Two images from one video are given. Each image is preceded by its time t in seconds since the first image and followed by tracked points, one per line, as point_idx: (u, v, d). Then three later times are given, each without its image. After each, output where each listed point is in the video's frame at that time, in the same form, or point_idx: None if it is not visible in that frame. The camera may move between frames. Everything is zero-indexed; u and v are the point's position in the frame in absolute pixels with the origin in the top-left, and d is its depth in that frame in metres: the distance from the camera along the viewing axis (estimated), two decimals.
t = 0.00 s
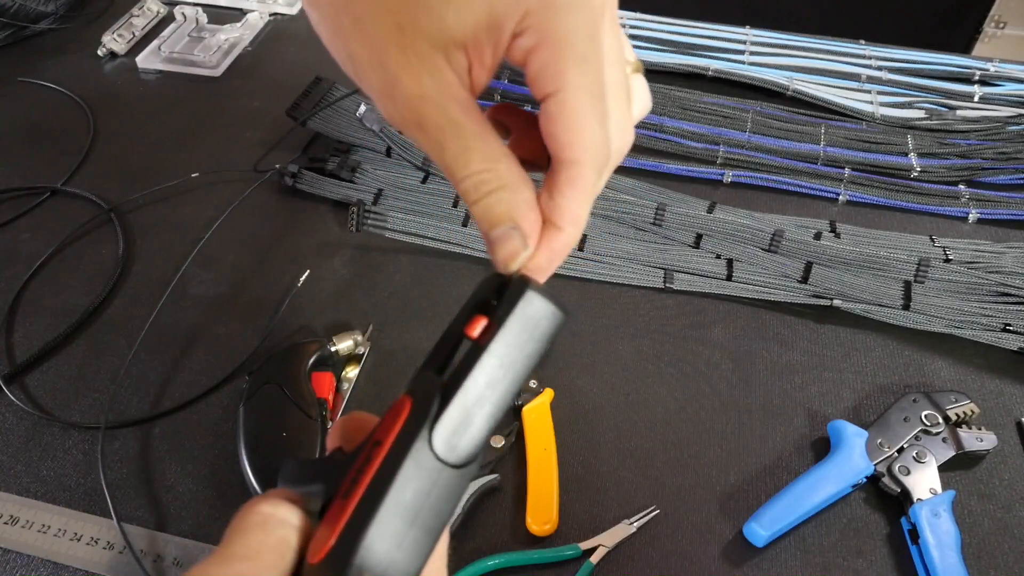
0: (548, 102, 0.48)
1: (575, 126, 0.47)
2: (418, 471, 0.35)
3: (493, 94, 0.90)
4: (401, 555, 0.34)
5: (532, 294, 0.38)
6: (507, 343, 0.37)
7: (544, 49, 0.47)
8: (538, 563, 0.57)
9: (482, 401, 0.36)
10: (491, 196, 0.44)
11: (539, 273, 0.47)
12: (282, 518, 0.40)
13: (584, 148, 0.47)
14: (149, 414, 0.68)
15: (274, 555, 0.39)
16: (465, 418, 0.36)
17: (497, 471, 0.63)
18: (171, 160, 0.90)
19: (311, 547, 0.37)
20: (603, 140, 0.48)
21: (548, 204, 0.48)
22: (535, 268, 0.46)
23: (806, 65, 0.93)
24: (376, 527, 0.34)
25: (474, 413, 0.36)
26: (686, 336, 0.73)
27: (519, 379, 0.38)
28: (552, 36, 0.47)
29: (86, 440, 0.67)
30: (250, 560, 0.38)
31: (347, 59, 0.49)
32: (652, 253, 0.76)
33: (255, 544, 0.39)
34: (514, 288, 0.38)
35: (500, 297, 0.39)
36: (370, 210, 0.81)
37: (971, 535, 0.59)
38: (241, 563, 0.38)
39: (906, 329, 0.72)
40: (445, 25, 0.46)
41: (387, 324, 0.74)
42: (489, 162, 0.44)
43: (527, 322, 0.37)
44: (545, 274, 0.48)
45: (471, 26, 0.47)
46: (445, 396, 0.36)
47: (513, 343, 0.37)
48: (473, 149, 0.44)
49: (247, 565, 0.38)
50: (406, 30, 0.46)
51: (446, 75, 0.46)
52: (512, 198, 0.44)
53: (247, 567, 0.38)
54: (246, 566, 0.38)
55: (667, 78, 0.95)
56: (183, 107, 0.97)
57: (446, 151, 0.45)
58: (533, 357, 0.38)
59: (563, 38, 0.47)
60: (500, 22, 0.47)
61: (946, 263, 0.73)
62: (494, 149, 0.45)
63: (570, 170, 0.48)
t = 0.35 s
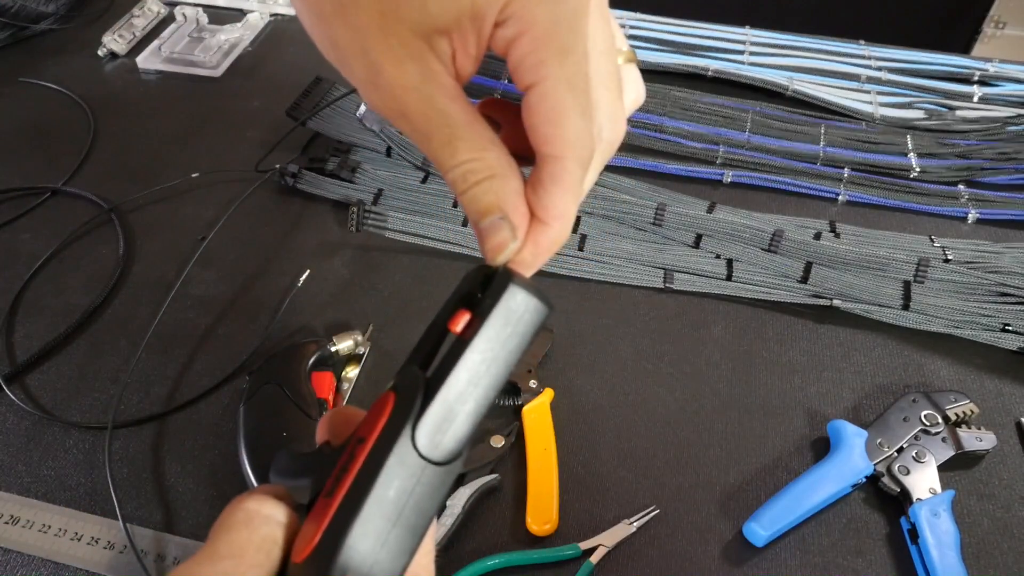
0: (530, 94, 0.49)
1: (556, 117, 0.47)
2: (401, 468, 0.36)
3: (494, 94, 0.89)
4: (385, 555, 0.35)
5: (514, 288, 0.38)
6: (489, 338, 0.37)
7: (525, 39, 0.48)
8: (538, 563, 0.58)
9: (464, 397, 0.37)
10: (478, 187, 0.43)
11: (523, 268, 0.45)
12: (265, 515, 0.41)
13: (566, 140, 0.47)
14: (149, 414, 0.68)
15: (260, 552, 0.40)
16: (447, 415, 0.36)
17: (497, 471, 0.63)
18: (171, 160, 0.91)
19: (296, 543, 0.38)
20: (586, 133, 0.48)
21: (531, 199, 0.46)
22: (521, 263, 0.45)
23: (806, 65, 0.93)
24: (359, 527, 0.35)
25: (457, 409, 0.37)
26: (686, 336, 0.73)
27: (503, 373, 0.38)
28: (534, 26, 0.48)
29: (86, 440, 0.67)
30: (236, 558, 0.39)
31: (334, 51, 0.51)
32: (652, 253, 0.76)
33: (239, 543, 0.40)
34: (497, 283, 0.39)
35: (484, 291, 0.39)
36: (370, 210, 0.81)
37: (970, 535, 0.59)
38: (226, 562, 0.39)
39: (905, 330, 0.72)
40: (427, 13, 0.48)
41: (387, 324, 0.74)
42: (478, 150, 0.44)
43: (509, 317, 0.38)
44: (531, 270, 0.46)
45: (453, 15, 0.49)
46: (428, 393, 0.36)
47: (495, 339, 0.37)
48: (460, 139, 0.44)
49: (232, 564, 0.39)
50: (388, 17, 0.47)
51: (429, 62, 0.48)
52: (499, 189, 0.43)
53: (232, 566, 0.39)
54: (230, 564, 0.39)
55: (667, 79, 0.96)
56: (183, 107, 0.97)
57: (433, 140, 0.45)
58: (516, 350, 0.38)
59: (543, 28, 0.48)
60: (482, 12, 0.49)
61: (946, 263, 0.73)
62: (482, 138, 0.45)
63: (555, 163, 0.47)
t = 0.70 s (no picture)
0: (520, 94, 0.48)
1: (550, 119, 0.47)
2: (396, 471, 0.36)
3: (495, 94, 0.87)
4: (380, 558, 0.36)
5: (512, 290, 0.39)
6: (486, 340, 0.38)
7: (516, 39, 0.48)
8: (538, 563, 0.58)
9: (460, 400, 0.37)
10: (472, 188, 0.44)
11: (520, 269, 0.48)
12: (262, 512, 0.42)
13: (559, 140, 0.47)
14: (150, 414, 0.68)
15: (256, 552, 0.40)
16: (445, 418, 0.37)
17: (497, 471, 0.63)
18: (172, 161, 0.91)
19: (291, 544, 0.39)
20: (581, 132, 0.48)
21: (528, 199, 0.47)
22: (517, 264, 0.47)
23: (806, 65, 0.93)
24: (355, 530, 0.35)
25: (454, 411, 0.37)
26: (686, 336, 0.73)
27: (499, 376, 0.39)
28: (524, 26, 0.47)
29: (86, 440, 0.67)
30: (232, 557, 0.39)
31: (324, 53, 0.51)
32: (652, 253, 0.77)
33: (236, 543, 0.40)
34: (493, 286, 0.39)
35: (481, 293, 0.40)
36: (370, 210, 0.81)
37: (970, 535, 0.59)
38: (222, 561, 0.39)
39: (905, 330, 0.72)
40: (414, 14, 0.48)
41: (388, 324, 0.74)
42: (469, 151, 0.44)
43: (506, 319, 0.38)
44: (527, 269, 0.49)
45: (441, 15, 0.49)
46: (425, 396, 0.37)
47: (492, 341, 0.38)
48: (450, 140, 0.44)
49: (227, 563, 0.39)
50: (375, 18, 0.48)
51: (417, 63, 0.48)
52: (495, 192, 0.44)
53: (228, 566, 0.39)
54: (226, 564, 0.39)
55: (666, 79, 0.96)
56: (183, 108, 0.97)
57: (422, 143, 0.45)
58: (513, 352, 0.39)
59: (534, 28, 0.47)
60: (470, 13, 0.48)
61: (945, 263, 0.73)
62: (473, 138, 0.45)
63: (550, 163, 0.48)
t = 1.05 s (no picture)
0: (524, 98, 0.48)
1: (556, 123, 0.47)
2: (403, 480, 0.37)
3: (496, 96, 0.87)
4: (387, 565, 0.36)
5: (519, 298, 0.39)
6: (493, 348, 0.38)
7: (520, 43, 0.46)
8: (538, 563, 0.58)
9: (468, 408, 0.38)
10: (478, 194, 0.45)
11: (526, 274, 0.50)
12: (270, 518, 0.42)
13: (563, 145, 0.47)
14: (150, 414, 0.68)
15: (264, 558, 0.40)
16: (453, 426, 0.37)
17: (497, 471, 0.63)
18: (172, 161, 0.91)
19: (298, 552, 0.39)
20: (586, 137, 0.48)
21: (534, 204, 0.49)
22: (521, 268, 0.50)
23: (806, 65, 0.93)
24: (361, 538, 0.35)
25: (462, 419, 0.38)
26: (686, 336, 0.73)
27: (507, 383, 0.39)
28: (528, 29, 0.45)
29: (86, 440, 0.67)
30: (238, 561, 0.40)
31: (326, 57, 0.51)
32: (652, 253, 0.77)
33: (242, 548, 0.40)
34: (500, 293, 0.39)
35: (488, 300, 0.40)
36: (370, 210, 0.81)
37: (970, 534, 0.59)
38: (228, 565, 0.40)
39: (905, 330, 0.72)
40: (416, 19, 0.47)
41: (388, 324, 0.74)
42: (475, 156, 0.45)
43: (514, 326, 0.39)
44: (533, 273, 0.51)
45: (443, 20, 0.48)
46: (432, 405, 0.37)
47: (500, 349, 0.38)
48: (456, 145, 0.45)
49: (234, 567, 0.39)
50: (377, 24, 0.47)
51: (421, 68, 0.48)
52: (500, 197, 0.45)
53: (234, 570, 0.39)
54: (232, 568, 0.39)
55: (667, 79, 0.96)
56: (183, 108, 0.97)
57: (427, 149, 0.46)
58: (520, 359, 0.39)
59: (538, 30, 0.45)
60: (474, 17, 0.47)
61: (945, 263, 0.73)
62: (478, 143, 0.45)
63: (554, 168, 0.48)
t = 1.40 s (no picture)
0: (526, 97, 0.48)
1: (556, 123, 0.47)
2: (403, 488, 0.36)
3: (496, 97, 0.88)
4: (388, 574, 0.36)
5: (520, 301, 0.39)
6: (494, 353, 0.38)
7: (523, 41, 0.46)
8: (538, 563, 0.58)
9: (469, 414, 0.37)
10: (481, 194, 0.44)
11: (528, 277, 0.48)
12: (272, 525, 0.43)
13: (564, 144, 0.47)
14: (150, 414, 0.68)
15: (264, 563, 0.41)
16: (454, 433, 0.37)
17: (497, 471, 0.63)
18: (172, 161, 0.91)
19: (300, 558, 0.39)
20: (587, 137, 0.47)
21: (535, 205, 0.47)
22: (525, 272, 0.48)
23: (806, 65, 0.93)
24: (362, 548, 0.35)
25: (463, 425, 0.37)
26: (686, 336, 0.73)
27: (509, 388, 0.39)
28: (530, 27, 0.46)
29: (86, 440, 0.67)
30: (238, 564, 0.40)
31: (331, 59, 0.51)
32: (653, 253, 0.77)
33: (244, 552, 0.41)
34: (501, 297, 0.39)
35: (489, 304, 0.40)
36: (370, 210, 0.81)
37: (969, 534, 0.59)
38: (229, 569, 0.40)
39: (905, 330, 0.72)
40: (419, 18, 0.48)
41: (388, 324, 0.74)
42: (478, 156, 0.44)
43: (515, 329, 0.38)
44: (536, 277, 0.49)
45: (446, 19, 0.48)
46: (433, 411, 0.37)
47: (501, 352, 0.37)
48: (461, 145, 0.45)
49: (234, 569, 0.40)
50: (380, 24, 0.48)
51: (425, 67, 0.48)
52: (502, 197, 0.45)
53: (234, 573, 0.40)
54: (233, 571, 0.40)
55: (667, 79, 0.96)
56: (183, 108, 0.97)
57: (431, 148, 0.46)
58: (522, 363, 0.39)
59: (541, 29, 0.46)
60: (476, 14, 0.47)
61: (945, 263, 0.73)
62: (482, 143, 0.45)
63: (555, 168, 0.47)
